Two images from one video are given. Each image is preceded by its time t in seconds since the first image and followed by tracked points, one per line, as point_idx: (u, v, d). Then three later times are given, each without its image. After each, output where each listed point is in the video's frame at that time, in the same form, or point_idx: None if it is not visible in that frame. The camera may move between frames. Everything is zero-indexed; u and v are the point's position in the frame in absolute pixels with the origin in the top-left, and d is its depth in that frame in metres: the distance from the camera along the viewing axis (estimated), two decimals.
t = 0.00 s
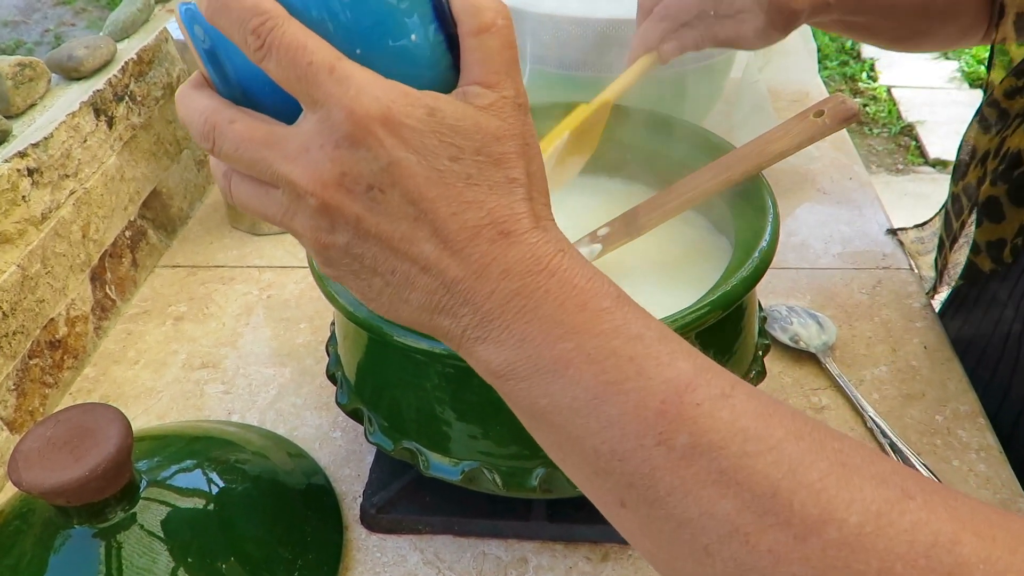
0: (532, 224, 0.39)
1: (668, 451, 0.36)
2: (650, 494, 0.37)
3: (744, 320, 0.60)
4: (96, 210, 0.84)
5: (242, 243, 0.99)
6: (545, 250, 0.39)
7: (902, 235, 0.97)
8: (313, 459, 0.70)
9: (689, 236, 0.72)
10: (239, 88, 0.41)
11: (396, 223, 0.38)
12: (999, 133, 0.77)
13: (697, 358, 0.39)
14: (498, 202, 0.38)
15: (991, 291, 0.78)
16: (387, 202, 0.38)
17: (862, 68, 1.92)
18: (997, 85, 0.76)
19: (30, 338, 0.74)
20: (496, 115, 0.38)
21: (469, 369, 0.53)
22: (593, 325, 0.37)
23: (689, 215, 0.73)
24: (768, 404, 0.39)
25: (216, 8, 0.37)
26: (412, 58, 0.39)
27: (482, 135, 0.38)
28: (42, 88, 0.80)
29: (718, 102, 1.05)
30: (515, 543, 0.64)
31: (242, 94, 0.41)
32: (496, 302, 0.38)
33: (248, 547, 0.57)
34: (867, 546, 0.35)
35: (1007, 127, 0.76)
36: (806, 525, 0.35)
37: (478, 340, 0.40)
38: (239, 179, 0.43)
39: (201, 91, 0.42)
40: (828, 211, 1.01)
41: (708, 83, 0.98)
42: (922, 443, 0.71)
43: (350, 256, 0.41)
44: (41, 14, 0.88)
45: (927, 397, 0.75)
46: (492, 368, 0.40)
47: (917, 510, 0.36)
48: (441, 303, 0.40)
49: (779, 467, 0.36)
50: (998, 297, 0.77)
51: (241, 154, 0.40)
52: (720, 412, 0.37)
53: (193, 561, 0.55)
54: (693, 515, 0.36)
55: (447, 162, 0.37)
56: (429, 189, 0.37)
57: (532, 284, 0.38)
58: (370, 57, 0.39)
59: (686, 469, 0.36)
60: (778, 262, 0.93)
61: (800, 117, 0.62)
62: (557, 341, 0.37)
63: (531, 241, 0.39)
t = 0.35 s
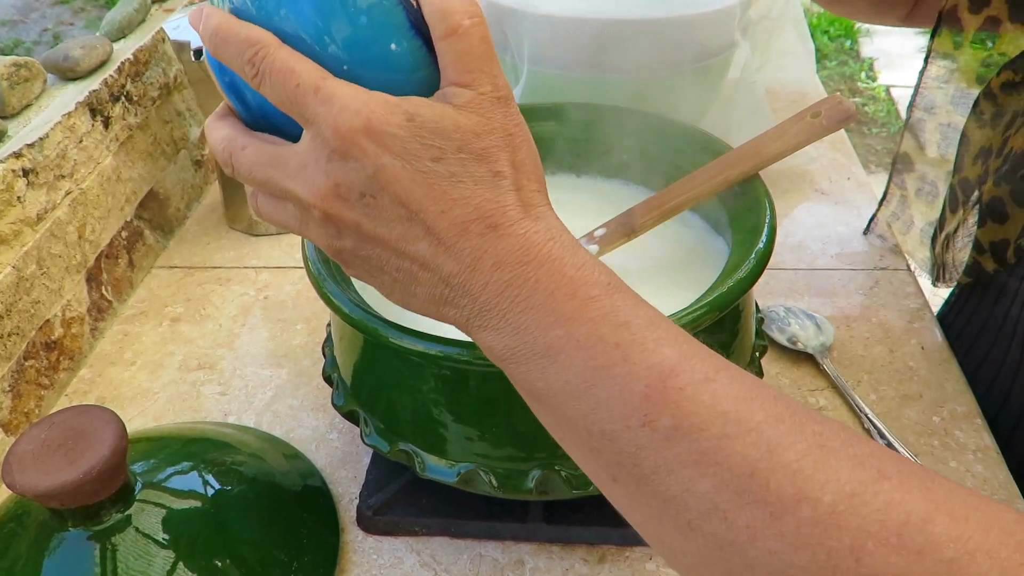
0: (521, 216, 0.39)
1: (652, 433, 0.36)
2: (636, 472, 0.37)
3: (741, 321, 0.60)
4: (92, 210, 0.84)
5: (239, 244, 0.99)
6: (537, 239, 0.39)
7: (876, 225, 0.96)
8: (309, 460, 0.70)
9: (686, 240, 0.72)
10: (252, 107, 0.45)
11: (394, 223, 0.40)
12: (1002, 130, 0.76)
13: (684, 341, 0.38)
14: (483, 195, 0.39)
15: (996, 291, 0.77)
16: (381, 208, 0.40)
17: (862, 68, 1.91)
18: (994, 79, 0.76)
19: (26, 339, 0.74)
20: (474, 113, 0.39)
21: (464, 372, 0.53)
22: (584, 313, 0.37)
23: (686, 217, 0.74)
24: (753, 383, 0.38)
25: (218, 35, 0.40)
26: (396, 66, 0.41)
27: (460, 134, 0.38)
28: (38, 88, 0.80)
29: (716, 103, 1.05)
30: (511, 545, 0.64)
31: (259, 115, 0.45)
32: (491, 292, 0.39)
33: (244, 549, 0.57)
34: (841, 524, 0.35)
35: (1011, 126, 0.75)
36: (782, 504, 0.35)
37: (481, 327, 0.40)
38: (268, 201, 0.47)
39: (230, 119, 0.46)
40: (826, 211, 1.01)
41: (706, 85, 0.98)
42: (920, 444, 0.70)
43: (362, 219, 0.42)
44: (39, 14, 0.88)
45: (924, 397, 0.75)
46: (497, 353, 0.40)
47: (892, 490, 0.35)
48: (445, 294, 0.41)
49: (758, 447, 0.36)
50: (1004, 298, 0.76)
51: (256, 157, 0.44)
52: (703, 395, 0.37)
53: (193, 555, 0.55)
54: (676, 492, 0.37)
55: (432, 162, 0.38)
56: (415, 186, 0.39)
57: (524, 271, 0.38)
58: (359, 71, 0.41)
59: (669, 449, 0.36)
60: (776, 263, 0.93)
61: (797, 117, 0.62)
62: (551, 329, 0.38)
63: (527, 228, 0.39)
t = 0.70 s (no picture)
0: (525, 174, 0.39)
1: (653, 401, 0.33)
2: (637, 442, 0.34)
3: (740, 322, 0.60)
4: (92, 210, 0.84)
5: (238, 244, 0.99)
6: (537, 203, 0.37)
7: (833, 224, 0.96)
8: (307, 461, 0.69)
9: (685, 242, 0.72)
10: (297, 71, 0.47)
11: (400, 177, 0.40)
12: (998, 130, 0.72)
13: (687, 309, 0.36)
14: (488, 153, 0.38)
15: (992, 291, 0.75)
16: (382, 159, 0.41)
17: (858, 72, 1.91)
18: (984, 76, 0.72)
19: (25, 339, 0.74)
20: (486, 77, 0.39)
21: (464, 374, 0.53)
22: (584, 277, 0.35)
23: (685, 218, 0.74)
24: (756, 356, 0.35)
25: None
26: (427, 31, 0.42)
27: (472, 96, 0.38)
28: (38, 87, 0.80)
29: (715, 105, 1.05)
30: (510, 547, 0.64)
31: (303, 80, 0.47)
32: (489, 254, 0.37)
33: (242, 551, 0.57)
34: (847, 495, 0.31)
35: (1006, 129, 0.70)
36: (786, 473, 0.32)
37: (480, 293, 0.38)
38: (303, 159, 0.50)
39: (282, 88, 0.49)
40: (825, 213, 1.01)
41: (706, 86, 0.98)
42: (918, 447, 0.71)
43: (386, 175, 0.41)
44: (38, 13, 0.88)
45: (922, 400, 0.75)
46: (490, 320, 0.38)
47: (901, 463, 0.32)
48: (444, 256, 0.40)
49: (763, 415, 0.32)
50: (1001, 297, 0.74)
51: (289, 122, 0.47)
52: (706, 361, 0.33)
53: (195, 552, 0.55)
54: (676, 463, 0.33)
55: (438, 120, 0.38)
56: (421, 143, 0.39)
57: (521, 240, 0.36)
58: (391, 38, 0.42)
59: (671, 417, 0.33)
60: (775, 265, 0.93)
61: (798, 120, 0.61)
62: (551, 294, 0.35)
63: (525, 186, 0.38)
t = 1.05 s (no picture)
0: (525, 168, 0.38)
1: (657, 394, 0.33)
2: (638, 437, 0.33)
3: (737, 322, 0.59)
4: (87, 212, 0.84)
5: (234, 245, 0.99)
6: (537, 194, 0.37)
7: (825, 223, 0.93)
8: (304, 463, 0.69)
9: (684, 244, 0.72)
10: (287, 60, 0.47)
11: (395, 161, 0.39)
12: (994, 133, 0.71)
13: (690, 305, 0.35)
14: (491, 144, 0.38)
15: (988, 292, 0.75)
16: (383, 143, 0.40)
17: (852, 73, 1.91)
18: (980, 79, 0.71)
19: (20, 341, 0.74)
20: (492, 69, 0.40)
21: (462, 376, 0.53)
22: (588, 269, 0.34)
23: (683, 220, 0.74)
24: (753, 351, 0.34)
25: None
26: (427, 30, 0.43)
27: (475, 86, 0.39)
28: (34, 88, 0.80)
29: (713, 106, 1.05)
30: (508, 549, 0.64)
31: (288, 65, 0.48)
32: (489, 244, 0.36)
33: (239, 553, 0.57)
34: (849, 489, 0.31)
35: (1002, 131, 0.70)
36: (790, 466, 0.31)
37: (479, 285, 0.37)
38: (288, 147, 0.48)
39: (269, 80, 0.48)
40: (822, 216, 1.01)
41: (704, 87, 0.98)
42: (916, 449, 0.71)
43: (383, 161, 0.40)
44: (33, 12, 0.88)
45: (920, 402, 0.75)
46: (488, 315, 0.37)
47: (904, 458, 0.32)
48: (438, 247, 0.38)
49: (765, 408, 0.32)
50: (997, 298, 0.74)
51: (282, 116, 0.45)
52: (710, 355, 0.33)
53: (193, 555, 0.55)
54: (680, 457, 0.32)
55: (439, 108, 0.38)
56: (425, 131, 0.38)
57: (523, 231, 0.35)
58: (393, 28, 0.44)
59: (675, 411, 0.32)
60: (772, 266, 0.93)
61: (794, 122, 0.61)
62: (552, 286, 0.34)
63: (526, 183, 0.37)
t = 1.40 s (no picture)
0: (540, 142, 0.38)
1: (669, 361, 0.32)
2: (649, 407, 0.33)
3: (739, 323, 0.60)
4: (87, 211, 0.84)
5: (234, 245, 0.98)
6: (550, 167, 0.37)
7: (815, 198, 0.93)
8: (305, 463, 0.69)
9: (684, 245, 0.72)
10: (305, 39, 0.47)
11: (409, 132, 0.39)
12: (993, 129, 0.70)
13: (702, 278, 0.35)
14: (505, 118, 0.38)
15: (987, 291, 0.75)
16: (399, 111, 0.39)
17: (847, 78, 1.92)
18: (980, 75, 0.71)
19: (20, 340, 0.74)
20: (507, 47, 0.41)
21: (463, 376, 0.53)
22: (600, 240, 0.34)
23: (683, 220, 0.74)
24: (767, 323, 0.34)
25: None
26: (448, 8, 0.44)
27: (494, 61, 0.40)
28: (34, 88, 0.80)
29: (712, 107, 1.05)
30: (508, 549, 0.64)
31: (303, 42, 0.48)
32: (501, 212, 0.35)
33: (239, 552, 0.57)
34: (864, 454, 0.31)
35: (1001, 128, 0.69)
36: (803, 434, 0.31)
37: (486, 256, 0.36)
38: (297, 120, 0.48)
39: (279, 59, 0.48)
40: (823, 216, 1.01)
41: (703, 87, 0.98)
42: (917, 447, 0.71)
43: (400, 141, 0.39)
44: (32, 12, 0.88)
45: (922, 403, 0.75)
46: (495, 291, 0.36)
47: (916, 425, 0.32)
48: (446, 217, 0.38)
49: (777, 375, 0.32)
50: (996, 299, 0.73)
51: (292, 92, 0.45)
52: (721, 325, 0.33)
53: (193, 553, 0.55)
54: (692, 426, 0.32)
55: (457, 80, 0.39)
56: (441, 100, 0.38)
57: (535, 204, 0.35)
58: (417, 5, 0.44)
59: (687, 379, 0.32)
60: (771, 267, 0.93)
61: (796, 123, 0.62)
62: (563, 255, 0.34)
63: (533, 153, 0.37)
